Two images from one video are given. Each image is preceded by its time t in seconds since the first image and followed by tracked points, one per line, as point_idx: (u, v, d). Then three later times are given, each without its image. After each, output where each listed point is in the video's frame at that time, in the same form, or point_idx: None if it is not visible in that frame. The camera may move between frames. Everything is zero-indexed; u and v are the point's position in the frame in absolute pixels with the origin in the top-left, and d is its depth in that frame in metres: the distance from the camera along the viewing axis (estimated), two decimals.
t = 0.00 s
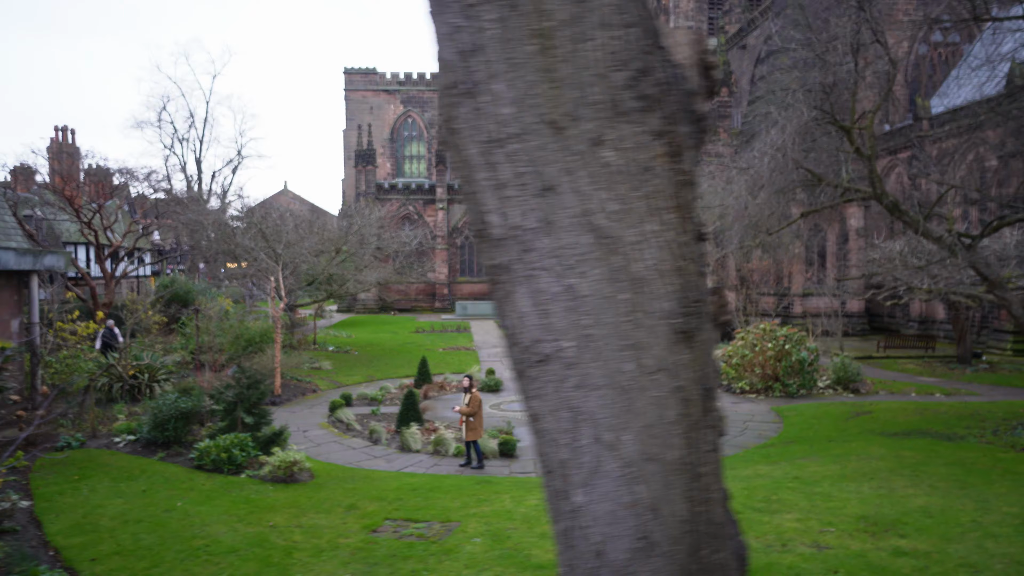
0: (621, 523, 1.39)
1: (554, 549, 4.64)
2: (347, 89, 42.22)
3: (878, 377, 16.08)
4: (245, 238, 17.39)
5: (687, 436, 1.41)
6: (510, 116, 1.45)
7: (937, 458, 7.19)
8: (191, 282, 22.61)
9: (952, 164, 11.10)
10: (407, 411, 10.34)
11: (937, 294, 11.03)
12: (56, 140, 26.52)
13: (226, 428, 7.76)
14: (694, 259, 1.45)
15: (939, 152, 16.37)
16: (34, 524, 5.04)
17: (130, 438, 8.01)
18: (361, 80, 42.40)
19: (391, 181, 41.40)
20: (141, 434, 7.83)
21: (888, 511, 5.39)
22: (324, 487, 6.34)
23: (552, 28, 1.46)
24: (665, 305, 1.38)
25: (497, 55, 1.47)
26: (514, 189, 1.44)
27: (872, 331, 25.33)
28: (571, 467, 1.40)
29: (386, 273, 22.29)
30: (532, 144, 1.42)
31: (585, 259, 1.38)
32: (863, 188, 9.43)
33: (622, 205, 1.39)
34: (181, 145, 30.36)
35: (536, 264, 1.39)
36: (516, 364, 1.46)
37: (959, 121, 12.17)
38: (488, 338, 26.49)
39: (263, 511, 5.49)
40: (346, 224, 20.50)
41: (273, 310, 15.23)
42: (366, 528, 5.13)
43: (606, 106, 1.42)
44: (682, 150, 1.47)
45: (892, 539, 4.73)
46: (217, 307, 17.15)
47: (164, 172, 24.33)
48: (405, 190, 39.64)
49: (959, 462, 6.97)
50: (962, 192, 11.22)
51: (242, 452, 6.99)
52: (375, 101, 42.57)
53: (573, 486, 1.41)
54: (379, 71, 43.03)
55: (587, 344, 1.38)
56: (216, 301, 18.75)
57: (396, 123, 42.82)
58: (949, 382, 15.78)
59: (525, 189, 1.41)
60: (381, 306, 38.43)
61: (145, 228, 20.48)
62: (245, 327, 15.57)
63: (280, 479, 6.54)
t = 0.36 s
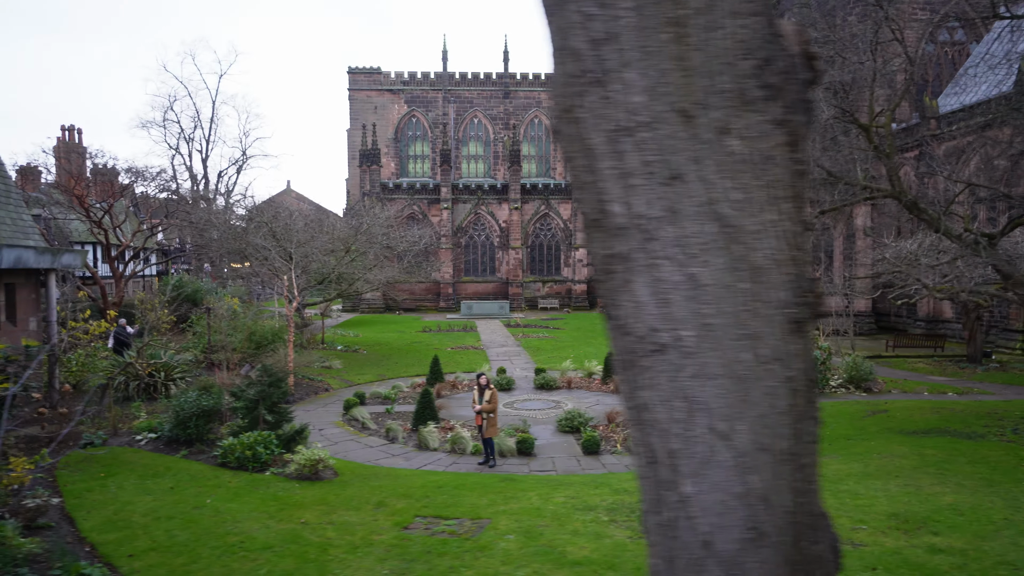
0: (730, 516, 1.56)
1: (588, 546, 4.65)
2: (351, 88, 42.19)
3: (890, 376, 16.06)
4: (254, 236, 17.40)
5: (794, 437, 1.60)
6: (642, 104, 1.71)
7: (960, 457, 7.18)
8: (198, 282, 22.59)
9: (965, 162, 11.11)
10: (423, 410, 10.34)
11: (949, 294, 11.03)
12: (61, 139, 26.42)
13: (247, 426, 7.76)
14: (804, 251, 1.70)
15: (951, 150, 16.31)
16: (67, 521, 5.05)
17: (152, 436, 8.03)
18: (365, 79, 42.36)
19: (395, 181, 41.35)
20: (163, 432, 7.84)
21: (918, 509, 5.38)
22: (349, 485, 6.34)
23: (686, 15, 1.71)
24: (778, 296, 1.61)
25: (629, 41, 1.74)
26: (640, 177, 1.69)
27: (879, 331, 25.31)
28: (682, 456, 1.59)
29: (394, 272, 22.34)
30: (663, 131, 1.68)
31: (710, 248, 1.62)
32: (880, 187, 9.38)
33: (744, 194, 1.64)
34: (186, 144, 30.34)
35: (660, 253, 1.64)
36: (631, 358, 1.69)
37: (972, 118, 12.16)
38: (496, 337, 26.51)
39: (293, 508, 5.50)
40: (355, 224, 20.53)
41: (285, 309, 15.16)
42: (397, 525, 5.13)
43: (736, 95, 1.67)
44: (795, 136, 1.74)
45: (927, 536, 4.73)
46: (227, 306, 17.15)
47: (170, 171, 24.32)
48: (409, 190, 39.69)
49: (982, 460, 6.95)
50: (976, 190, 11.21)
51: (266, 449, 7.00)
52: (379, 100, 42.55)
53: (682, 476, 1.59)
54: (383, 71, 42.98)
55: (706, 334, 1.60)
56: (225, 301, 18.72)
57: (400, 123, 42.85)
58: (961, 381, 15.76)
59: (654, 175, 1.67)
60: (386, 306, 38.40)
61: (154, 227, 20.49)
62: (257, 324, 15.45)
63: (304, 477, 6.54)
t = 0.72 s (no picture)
0: (836, 508, 1.80)
1: (621, 543, 4.67)
2: (355, 88, 42.18)
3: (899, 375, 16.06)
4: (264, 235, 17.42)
5: (895, 429, 1.84)
6: (770, 99, 1.88)
7: (981, 455, 7.18)
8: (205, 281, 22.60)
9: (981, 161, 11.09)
10: (439, 409, 10.36)
11: (963, 293, 11.05)
12: (65, 139, 26.33)
13: (267, 424, 7.77)
14: (912, 243, 1.92)
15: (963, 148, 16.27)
16: (100, 518, 5.08)
17: (172, 434, 8.06)
18: (369, 79, 42.27)
19: (399, 180, 41.35)
20: (184, 430, 7.87)
21: (948, 507, 5.38)
22: (375, 483, 6.36)
23: (819, 11, 1.88)
24: (890, 291, 1.85)
25: (759, 36, 1.90)
26: (764, 173, 1.88)
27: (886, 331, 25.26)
28: (790, 450, 1.82)
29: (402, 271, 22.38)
30: (790, 127, 1.86)
31: (830, 243, 1.83)
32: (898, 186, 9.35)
33: (864, 189, 1.84)
34: (191, 144, 30.34)
35: (781, 248, 1.84)
36: (743, 352, 1.89)
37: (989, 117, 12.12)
38: (502, 336, 26.56)
39: (322, 505, 5.52)
40: (363, 223, 20.57)
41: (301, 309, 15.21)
42: (428, 522, 5.15)
43: (861, 91, 1.87)
44: (911, 133, 1.93)
45: (961, 534, 4.74)
46: (236, 306, 17.17)
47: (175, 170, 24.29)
48: (413, 190, 39.72)
49: (1004, 459, 6.96)
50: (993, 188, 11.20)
51: (289, 447, 7.01)
52: (382, 99, 42.52)
53: (790, 470, 1.82)
54: (386, 70, 42.90)
55: (823, 326, 1.82)
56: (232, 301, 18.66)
57: (404, 122, 42.87)
58: (971, 380, 15.77)
59: (779, 170, 1.86)
60: (390, 305, 38.39)
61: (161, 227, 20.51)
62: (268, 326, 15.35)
63: (328, 475, 6.54)
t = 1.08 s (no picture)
0: (945, 514, 2.03)
1: (654, 544, 4.68)
2: (358, 88, 42.16)
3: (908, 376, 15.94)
4: (273, 235, 17.43)
5: (1002, 436, 2.07)
6: (899, 106, 2.07)
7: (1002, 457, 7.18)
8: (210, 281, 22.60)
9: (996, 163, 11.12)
10: (453, 409, 10.36)
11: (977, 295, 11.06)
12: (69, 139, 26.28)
13: (287, 425, 7.78)
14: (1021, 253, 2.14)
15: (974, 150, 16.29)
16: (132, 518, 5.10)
17: (192, 434, 8.09)
18: (372, 79, 42.24)
19: (402, 180, 41.34)
20: (204, 431, 7.89)
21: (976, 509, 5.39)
22: (400, 483, 6.35)
23: (952, 19, 2.08)
24: (1005, 294, 2.07)
25: (890, 45, 2.09)
26: (889, 179, 2.07)
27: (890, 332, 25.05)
28: (897, 457, 2.04)
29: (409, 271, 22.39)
30: (916, 135, 2.06)
31: (951, 249, 2.03)
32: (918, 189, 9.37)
33: (986, 197, 2.06)
34: (194, 143, 30.30)
35: (903, 253, 2.03)
36: (853, 359, 2.10)
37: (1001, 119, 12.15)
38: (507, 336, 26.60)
39: (351, 506, 5.52)
40: (371, 224, 20.59)
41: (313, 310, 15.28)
42: (458, 523, 5.16)
43: (987, 99, 2.08)
44: None
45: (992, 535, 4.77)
46: (241, 306, 17.14)
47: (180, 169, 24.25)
48: (416, 190, 39.71)
49: None
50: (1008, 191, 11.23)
51: (312, 448, 7.02)
52: (385, 99, 42.51)
53: (897, 475, 2.05)
54: (389, 71, 42.89)
55: (939, 333, 2.03)
56: (238, 300, 18.57)
57: (407, 122, 42.87)
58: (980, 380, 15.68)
59: (905, 177, 2.05)
60: (393, 305, 38.34)
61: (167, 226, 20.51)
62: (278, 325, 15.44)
63: (352, 475, 6.55)
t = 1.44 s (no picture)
0: None
1: (687, 544, 4.68)
2: (361, 88, 42.21)
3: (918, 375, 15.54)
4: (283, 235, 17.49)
5: None
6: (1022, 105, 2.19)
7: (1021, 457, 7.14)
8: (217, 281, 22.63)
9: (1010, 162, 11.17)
10: (468, 409, 10.37)
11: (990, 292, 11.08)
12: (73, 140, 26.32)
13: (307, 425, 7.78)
14: None
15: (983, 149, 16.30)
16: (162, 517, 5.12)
17: (211, 435, 8.11)
18: (376, 79, 42.29)
19: (405, 180, 41.38)
20: (223, 431, 7.91)
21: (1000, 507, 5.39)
22: (424, 483, 6.34)
23: None
24: None
25: (1019, 42, 2.19)
26: (1007, 178, 2.19)
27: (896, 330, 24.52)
28: (1003, 453, 2.14)
29: (416, 271, 22.43)
30: None
31: None
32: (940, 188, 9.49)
33: None
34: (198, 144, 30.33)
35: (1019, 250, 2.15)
36: (959, 356, 2.21)
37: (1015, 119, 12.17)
38: (513, 337, 26.62)
39: (378, 506, 5.51)
40: (378, 224, 20.65)
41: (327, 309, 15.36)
42: (487, 523, 5.16)
43: None
44: None
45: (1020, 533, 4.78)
46: (247, 306, 17.13)
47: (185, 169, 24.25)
48: (420, 190, 39.73)
49: None
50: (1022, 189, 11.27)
51: (334, 448, 7.02)
52: (388, 100, 42.57)
53: (1001, 474, 2.14)
54: (392, 71, 42.98)
55: None
56: (245, 300, 18.58)
57: (410, 122, 42.94)
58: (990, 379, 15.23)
59: None
60: (396, 306, 38.30)
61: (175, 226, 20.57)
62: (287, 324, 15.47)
63: (375, 475, 6.55)
